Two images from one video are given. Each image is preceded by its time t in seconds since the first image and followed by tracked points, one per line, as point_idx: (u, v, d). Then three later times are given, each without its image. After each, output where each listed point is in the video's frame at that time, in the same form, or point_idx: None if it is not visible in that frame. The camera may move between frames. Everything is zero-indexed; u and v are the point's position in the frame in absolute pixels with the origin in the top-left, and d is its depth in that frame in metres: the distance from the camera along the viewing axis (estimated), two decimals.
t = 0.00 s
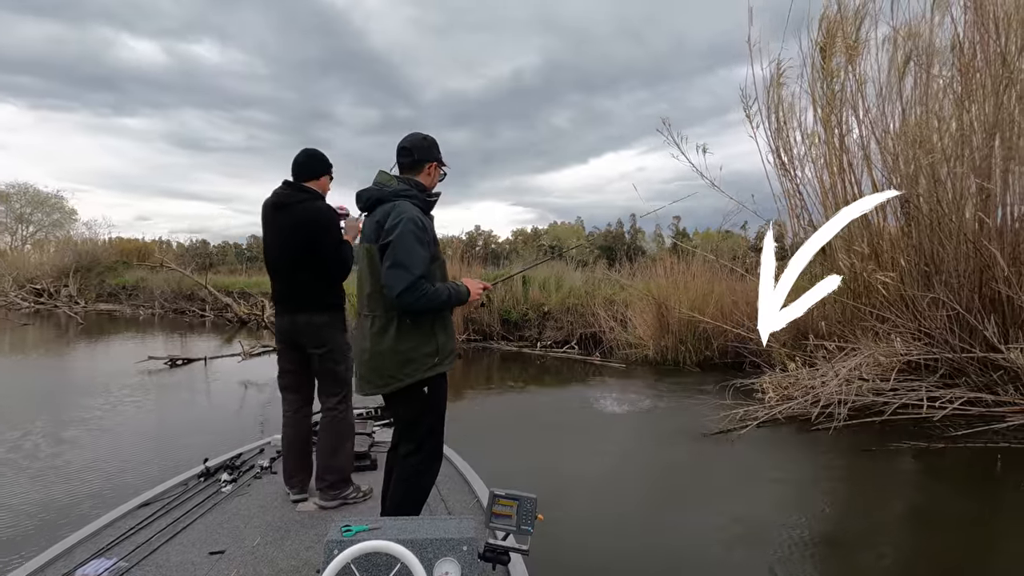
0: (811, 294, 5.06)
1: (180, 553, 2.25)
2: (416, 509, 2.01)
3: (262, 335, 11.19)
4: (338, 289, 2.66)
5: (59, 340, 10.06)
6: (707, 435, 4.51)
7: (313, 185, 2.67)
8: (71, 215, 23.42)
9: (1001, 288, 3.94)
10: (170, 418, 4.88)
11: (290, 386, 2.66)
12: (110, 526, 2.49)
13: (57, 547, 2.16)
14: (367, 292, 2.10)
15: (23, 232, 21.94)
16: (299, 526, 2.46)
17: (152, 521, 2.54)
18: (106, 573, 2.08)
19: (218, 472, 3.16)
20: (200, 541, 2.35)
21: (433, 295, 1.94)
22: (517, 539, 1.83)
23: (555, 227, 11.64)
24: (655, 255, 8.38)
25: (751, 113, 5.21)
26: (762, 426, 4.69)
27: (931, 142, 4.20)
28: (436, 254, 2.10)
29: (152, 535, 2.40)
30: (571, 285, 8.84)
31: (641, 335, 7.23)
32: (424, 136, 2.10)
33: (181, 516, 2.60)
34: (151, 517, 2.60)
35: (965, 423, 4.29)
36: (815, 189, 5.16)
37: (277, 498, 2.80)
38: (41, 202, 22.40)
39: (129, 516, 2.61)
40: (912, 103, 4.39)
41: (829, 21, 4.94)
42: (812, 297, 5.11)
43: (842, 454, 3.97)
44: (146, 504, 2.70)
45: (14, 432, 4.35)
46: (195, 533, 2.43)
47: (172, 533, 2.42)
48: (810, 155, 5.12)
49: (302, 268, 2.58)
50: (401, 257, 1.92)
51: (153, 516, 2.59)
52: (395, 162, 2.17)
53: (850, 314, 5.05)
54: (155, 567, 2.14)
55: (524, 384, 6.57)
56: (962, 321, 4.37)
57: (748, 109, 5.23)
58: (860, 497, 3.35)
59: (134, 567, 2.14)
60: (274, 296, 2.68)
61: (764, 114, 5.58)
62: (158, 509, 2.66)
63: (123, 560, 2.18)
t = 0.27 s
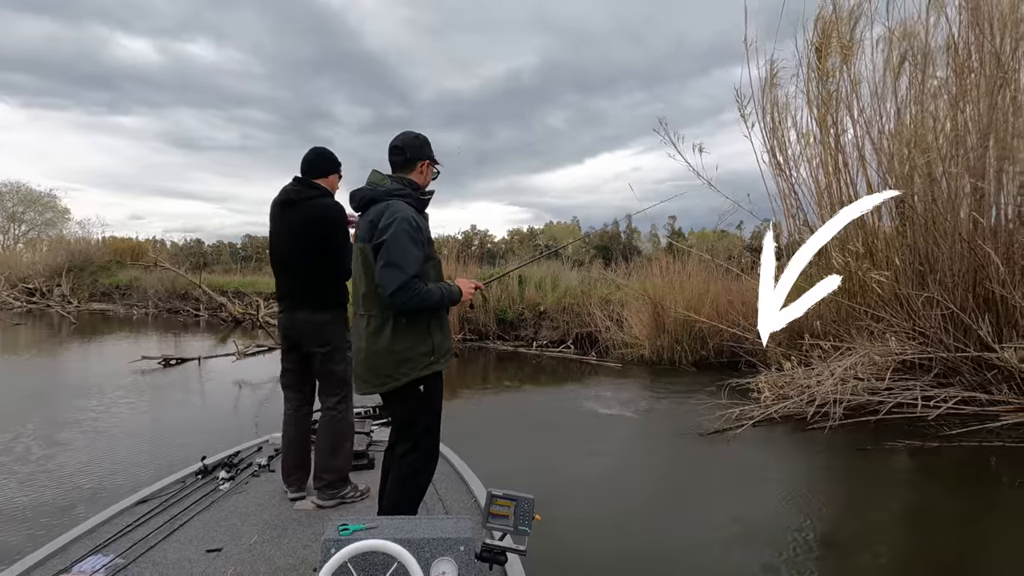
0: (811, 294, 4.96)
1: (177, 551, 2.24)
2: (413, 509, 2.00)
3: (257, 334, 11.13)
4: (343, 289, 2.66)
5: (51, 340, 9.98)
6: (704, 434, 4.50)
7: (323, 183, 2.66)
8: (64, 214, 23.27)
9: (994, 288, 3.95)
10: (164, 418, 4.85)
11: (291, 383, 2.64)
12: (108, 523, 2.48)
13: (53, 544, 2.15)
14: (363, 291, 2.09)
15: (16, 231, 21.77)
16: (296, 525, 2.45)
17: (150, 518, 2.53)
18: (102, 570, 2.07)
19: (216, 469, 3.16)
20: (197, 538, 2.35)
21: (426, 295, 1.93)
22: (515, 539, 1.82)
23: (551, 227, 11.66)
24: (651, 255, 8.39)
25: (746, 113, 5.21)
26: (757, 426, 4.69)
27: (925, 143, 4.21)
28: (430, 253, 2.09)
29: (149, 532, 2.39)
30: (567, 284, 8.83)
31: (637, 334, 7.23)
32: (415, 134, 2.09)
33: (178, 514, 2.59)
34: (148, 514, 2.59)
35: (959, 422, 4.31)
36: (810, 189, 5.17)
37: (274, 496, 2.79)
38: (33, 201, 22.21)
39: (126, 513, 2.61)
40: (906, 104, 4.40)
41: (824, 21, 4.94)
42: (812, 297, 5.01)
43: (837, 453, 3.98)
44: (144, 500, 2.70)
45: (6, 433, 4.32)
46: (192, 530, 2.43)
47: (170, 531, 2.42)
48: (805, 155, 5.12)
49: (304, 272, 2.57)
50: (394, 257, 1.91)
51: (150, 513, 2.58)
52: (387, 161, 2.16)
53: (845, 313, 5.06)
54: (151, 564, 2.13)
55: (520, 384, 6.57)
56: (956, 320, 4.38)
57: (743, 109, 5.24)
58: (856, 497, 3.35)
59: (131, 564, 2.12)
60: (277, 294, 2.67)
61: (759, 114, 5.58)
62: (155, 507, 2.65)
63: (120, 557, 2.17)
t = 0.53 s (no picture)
0: (812, 295, 4.91)
1: (171, 545, 2.23)
2: (406, 506, 1.99)
3: (252, 333, 11.08)
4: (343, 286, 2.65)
5: (43, 339, 9.91)
6: (700, 432, 4.50)
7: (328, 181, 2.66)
8: (58, 212, 23.12)
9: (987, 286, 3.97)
10: (157, 417, 4.81)
11: (290, 380, 2.64)
12: (103, 516, 2.48)
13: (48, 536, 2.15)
14: (355, 288, 2.08)
15: (8, 229, 21.60)
16: (291, 521, 2.43)
17: (145, 512, 2.53)
18: (96, 563, 2.06)
19: (212, 465, 3.15)
20: (192, 532, 2.34)
21: (415, 292, 1.92)
22: (509, 540, 1.81)
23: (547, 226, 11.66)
24: (646, 254, 8.40)
25: (741, 111, 5.22)
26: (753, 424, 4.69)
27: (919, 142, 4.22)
28: (421, 250, 2.08)
29: (143, 526, 2.39)
30: (562, 283, 8.83)
31: (633, 333, 7.24)
32: (406, 130, 2.08)
33: (174, 508, 2.59)
34: (143, 508, 2.59)
35: (953, 419, 4.32)
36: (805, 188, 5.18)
37: (270, 492, 2.77)
38: (26, 199, 22.05)
39: (121, 506, 2.61)
40: (901, 102, 4.41)
41: (819, 20, 4.95)
42: (813, 297, 4.94)
43: (832, 451, 3.99)
44: (139, 494, 2.70)
45: None
46: (187, 524, 2.42)
47: (164, 525, 2.41)
48: (801, 154, 5.13)
49: (305, 272, 2.58)
50: (384, 254, 1.89)
51: (146, 507, 2.58)
52: (379, 158, 2.14)
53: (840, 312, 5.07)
54: (145, 557, 2.12)
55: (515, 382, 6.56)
56: (950, 319, 4.40)
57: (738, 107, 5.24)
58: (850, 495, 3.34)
59: (126, 557, 2.12)
60: (279, 291, 2.69)
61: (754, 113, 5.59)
62: (150, 500, 2.65)
63: (114, 551, 2.17)
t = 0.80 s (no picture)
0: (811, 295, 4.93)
1: (168, 542, 2.22)
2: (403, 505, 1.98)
3: (246, 332, 11.03)
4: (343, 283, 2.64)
5: (35, 338, 9.83)
6: (697, 431, 4.50)
7: (331, 178, 2.65)
8: (50, 211, 22.95)
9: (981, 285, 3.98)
10: (151, 416, 4.78)
11: (290, 378, 2.62)
12: (100, 512, 2.47)
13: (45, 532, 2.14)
14: (351, 285, 2.07)
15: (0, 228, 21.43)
16: (289, 519, 2.42)
17: (142, 508, 2.52)
18: (93, 559, 2.05)
19: (209, 462, 3.14)
20: (189, 529, 2.33)
21: (408, 289, 1.90)
22: (506, 540, 1.80)
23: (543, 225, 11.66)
24: (642, 253, 8.40)
25: (737, 110, 5.22)
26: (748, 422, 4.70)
27: (913, 141, 4.23)
28: (417, 247, 2.07)
29: (141, 523, 2.38)
30: (558, 282, 8.83)
31: (628, 332, 7.24)
32: (404, 128, 2.07)
33: (171, 504, 2.58)
34: (141, 504, 2.57)
35: (947, 418, 4.34)
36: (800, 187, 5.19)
37: (267, 489, 2.77)
38: (19, 198, 21.90)
39: (119, 502, 2.60)
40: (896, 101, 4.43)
41: (814, 19, 4.95)
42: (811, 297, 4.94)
43: (827, 449, 4.00)
44: (136, 490, 2.68)
45: None
46: (184, 521, 2.41)
47: (161, 521, 2.40)
48: (796, 153, 5.14)
49: (306, 268, 2.57)
50: (378, 250, 1.88)
51: (143, 503, 2.57)
52: (376, 155, 2.13)
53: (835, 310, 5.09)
54: (142, 553, 2.11)
55: (511, 381, 6.56)
56: (944, 317, 4.41)
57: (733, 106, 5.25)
58: (844, 494, 3.35)
59: (122, 553, 2.11)
60: (282, 287, 2.68)
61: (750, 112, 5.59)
62: (147, 497, 2.64)
63: (111, 547, 2.16)
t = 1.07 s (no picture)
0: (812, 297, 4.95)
1: (170, 543, 2.20)
2: (398, 506, 1.96)
3: (241, 332, 10.97)
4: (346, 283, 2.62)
5: (26, 339, 9.73)
6: (695, 431, 4.50)
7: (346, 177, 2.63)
8: (42, 211, 22.78)
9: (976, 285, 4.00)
10: (146, 418, 4.75)
11: (297, 378, 2.61)
12: (102, 513, 2.44)
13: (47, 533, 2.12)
14: (348, 279, 2.05)
15: None
16: (291, 520, 2.40)
17: (144, 509, 2.50)
18: (95, 561, 2.03)
19: (210, 463, 3.12)
20: (191, 531, 2.31)
21: (409, 290, 1.89)
22: (508, 539, 1.79)
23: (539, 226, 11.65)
24: (638, 253, 8.41)
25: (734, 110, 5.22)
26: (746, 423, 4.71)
27: (908, 141, 4.24)
28: (421, 250, 2.05)
29: (143, 524, 2.35)
30: (554, 282, 8.82)
31: (625, 332, 7.24)
32: (422, 132, 2.06)
33: (173, 506, 2.56)
34: (142, 506, 2.55)
35: (942, 417, 4.36)
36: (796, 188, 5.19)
37: (269, 491, 2.75)
38: (10, 197, 21.73)
39: (120, 504, 2.57)
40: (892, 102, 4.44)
41: (811, 19, 4.96)
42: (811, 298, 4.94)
43: (823, 449, 4.01)
44: (138, 492, 2.65)
45: None
46: (186, 522, 2.39)
47: (163, 523, 2.37)
48: (791, 154, 5.15)
49: (309, 264, 2.55)
50: (383, 249, 1.87)
51: (145, 505, 2.54)
52: (390, 153, 2.12)
53: (831, 311, 5.10)
54: (144, 555, 2.09)
55: (508, 382, 6.55)
56: (939, 317, 4.43)
57: (730, 107, 5.25)
58: (840, 493, 3.35)
59: (124, 555, 2.09)
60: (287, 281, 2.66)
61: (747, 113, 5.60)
62: (149, 498, 2.61)
63: (113, 548, 2.13)
